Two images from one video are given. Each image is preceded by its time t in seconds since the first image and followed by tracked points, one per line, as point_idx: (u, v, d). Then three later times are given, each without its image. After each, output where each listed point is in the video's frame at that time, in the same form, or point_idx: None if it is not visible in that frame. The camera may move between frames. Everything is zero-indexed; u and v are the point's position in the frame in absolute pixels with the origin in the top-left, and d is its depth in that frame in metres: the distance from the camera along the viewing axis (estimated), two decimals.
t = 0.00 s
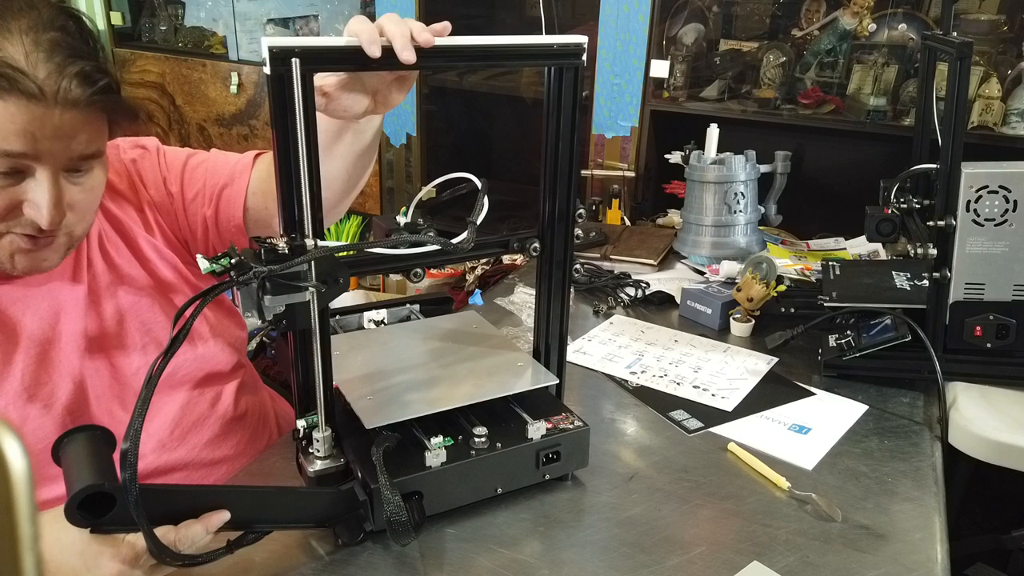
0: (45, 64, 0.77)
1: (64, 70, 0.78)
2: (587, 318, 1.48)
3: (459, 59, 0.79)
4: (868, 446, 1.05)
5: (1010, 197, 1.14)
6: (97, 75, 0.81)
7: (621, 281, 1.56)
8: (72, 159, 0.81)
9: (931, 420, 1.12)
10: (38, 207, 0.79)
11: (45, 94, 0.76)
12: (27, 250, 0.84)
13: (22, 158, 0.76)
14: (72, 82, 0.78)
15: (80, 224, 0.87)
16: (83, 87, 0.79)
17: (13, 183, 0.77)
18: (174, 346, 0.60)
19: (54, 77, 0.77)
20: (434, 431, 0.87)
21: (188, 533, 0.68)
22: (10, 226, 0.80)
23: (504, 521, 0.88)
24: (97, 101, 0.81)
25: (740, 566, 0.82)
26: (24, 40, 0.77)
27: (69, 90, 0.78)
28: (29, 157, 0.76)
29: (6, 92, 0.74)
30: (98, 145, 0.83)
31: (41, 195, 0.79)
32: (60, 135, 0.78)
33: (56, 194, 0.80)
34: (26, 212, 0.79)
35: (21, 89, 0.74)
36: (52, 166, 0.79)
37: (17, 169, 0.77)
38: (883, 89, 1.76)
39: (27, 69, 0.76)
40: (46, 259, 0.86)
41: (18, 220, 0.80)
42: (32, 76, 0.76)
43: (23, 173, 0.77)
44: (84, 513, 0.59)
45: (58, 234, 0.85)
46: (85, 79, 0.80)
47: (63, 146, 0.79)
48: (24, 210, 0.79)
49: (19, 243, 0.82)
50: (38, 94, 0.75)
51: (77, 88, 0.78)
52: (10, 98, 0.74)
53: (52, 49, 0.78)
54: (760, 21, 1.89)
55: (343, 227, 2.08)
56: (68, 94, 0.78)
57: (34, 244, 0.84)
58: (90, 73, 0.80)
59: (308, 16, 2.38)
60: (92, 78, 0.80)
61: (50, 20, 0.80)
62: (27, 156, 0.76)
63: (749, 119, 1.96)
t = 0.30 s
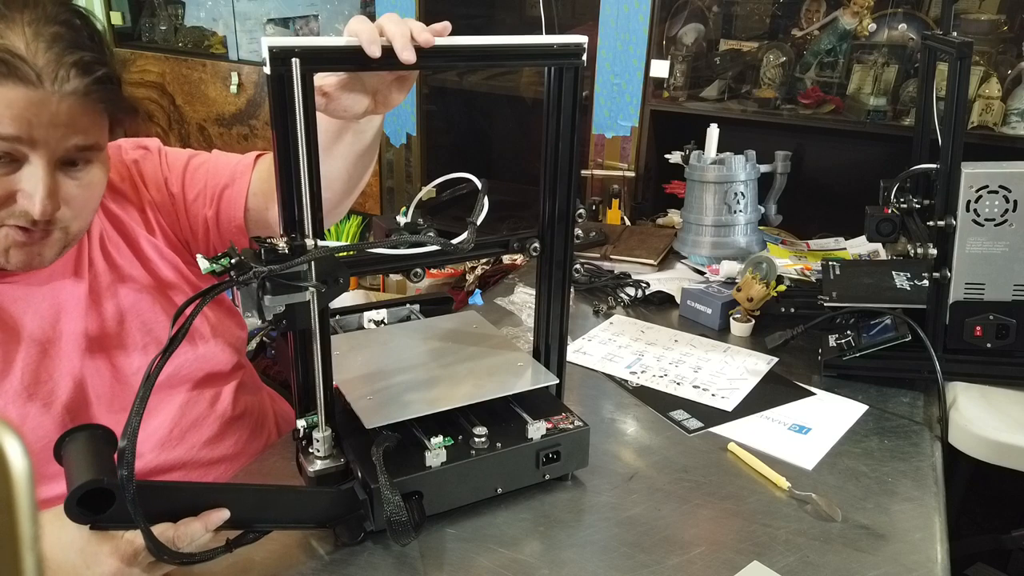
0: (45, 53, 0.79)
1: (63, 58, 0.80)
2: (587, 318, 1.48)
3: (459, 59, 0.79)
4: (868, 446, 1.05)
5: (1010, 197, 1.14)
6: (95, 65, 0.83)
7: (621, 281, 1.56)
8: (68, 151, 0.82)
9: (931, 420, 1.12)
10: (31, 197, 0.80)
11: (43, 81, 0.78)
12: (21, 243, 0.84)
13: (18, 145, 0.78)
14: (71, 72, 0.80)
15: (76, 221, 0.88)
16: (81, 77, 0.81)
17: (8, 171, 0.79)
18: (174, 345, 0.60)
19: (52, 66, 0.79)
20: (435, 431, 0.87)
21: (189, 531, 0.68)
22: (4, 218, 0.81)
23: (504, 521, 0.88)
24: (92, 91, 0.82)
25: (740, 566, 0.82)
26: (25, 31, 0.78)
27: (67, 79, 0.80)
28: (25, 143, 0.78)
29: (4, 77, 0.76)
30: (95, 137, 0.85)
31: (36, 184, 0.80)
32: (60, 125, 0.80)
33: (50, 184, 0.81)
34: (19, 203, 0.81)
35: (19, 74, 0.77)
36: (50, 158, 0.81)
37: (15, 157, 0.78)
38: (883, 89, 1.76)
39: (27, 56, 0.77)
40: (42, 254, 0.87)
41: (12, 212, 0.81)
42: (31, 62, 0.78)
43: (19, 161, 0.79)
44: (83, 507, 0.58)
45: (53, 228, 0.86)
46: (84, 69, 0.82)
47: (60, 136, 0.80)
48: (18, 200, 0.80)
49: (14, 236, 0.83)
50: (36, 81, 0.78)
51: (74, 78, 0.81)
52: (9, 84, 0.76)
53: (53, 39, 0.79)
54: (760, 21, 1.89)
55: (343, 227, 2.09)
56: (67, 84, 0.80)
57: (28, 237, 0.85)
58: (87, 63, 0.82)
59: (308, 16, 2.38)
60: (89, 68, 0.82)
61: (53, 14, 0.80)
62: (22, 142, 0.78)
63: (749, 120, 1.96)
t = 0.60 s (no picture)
0: (52, 44, 0.80)
1: (69, 49, 0.81)
2: (587, 318, 1.48)
3: (459, 59, 0.79)
4: (868, 446, 1.05)
5: (1010, 197, 1.14)
6: (100, 56, 0.84)
7: (621, 281, 1.56)
8: (74, 143, 0.83)
9: (931, 420, 1.12)
10: (40, 189, 0.81)
11: (51, 71, 0.79)
12: (30, 237, 0.84)
13: (26, 134, 0.78)
14: (79, 63, 0.81)
15: (82, 217, 0.88)
16: (87, 68, 0.82)
17: (15, 164, 0.79)
18: (174, 344, 0.60)
19: (59, 57, 0.80)
20: (435, 431, 0.87)
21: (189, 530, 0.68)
22: (13, 213, 0.81)
23: (504, 521, 0.88)
24: (98, 82, 0.83)
25: (740, 566, 0.82)
26: (33, 24, 0.80)
27: (74, 70, 0.81)
28: (33, 134, 0.79)
29: (13, 68, 0.77)
30: (100, 129, 0.85)
31: (43, 176, 0.81)
32: (69, 115, 0.81)
33: (58, 176, 0.82)
34: (28, 196, 0.81)
35: (26, 64, 0.77)
36: (58, 150, 0.82)
37: (23, 150, 0.79)
38: (883, 89, 1.76)
39: (35, 47, 0.79)
40: (49, 246, 0.87)
41: (20, 206, 0.81)
42: (40, 54, 0.79)
43: (28, 154, 0.80)
44: (82, 507, 0.58)
45: (62, 223, 0.86)
46: (89, 60, 0.83)
47: (68, 126, 0.81)
48: (26, 193, 0.81)
49: (24, 230, 0.83)
50: (43, 72, 0.79)
51: (81, 69, 0.82)
52: (19, 75, 0.77)
53: (59, 33, 0.81)
54: (760, 21, 1.89)
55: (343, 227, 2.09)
56: (74, 75, 0.81)
57: (38, 231, 0.85)
58: (93, 54, 0.83)
59: (308, 16, 2.38)
60: (95, 59, 0.83)
61: (58, 9, 0.83)
62: (30, 133, 0.78)
63: (749, 119, 1.96)
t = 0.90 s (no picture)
0: (61, 30, 0.80)
1: (77, 35, 0.81)
2: (587, 318, 1.48)
3: (459, 59, 0.79)
4: (868, 446, 1.05)
5: (1010, 197, 1.14)
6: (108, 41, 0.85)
7: (621, 280, 1.56)
8: (86, 126, 0.83)
9: (931, 420, 1.12)
10: (51, 175, 0.81)
11: (61, 57, 0.79)
12: (42, 226, 0.84)
13: (36, 119, 0.78)
14: (88, 49, 0.82)
15: (92, 205, 0.88)
16: (96, 54, 0.83)
17: (26, 150, 0.79)
18: (174, 344, 0.60)
19: (69, 42, 0.80)
20: (435, 431, 0.87)
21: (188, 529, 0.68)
22: (23, 201, 0.81)
23: (504, 521, 0.88)
24: (107, 67, 0.84)
25: (740, 566, 0.82)
26: (42, 10, 0.80)
27: (84, 55, 0.82)
28: (44, 118, 0.79)
29: (26, 52, 0.77)
30: (109, 115, 0.85)
31: (53, 162, 0.81)
32: (81, 101, 0.81)
33: (68, 161, 0.82)
34: (40, 181, 0.81)
35: (37, 48, 0.78)
36: (70, 135, 0.82)
37: (33, 136, 0.79)
38: (883, 89, 1.76)
39: (45, 31, 0.79)
40: (59, 237, 0.87)
41: (31, 195, 0.81)
42: (51, 39, 0.79)
43: (38, 139, 0.80)
44: (84, 506, 0.58)
45: (73, 212, 0.86)
46: (97, 46, 0.83)
47: (79, 111, 0.81)
48: (37, 180, 0.81)
49: (35, 218, 0.83)
50: (54, 56, 0.79)
51: (91, 55, 0.82)
52: (30, 59, 0.77)
53: (67, 19, 0.81)
54: (760, 21, 1.89)
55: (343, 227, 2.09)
56: (85, 59, 0.82)
57: (50, 219, 0.85)
58: (101, 40, 0.84)
59: (308, 17, 2.38)
60: (103, 44, 0.84)
61: None
62: (41, 117, 0.78)
63: (749, 119, 1.96)
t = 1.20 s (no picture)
0: (75, 35, 0.82)
1: (89, 41, 0.82)
2: (587, 318, 1.48)
3: (459, 59, 0.79)
4: (868, 446, 1.05)
5: (1010, 197, 1.14)
6: (118, 48, 0.86)
7: (621, 281, 1.56)
8: (91, 130, 0.83)
9: (931, 420, 1.12)
10: (55, 177, 0.80)
11: (72, 62, 0.80)
12: (45, 228, 0.84)
13: (44, 123, 0.79)
14: (99, 53, 0.83)
15: (95, 209, 0.88)
16: (107, 59, 0.84)
17: (33, 152, 0.79)
18: (175, 345, 0.60)
19: (81, 47, 0.82)
20: (435, 431, 0.87)
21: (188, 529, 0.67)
22: (26, 202, 0.81)
23: (504, 521, 0.88)
24: (118, 73, 0.85)
25: (740, 566, 0.82)
26: (58, 17, 0.82)
27: (95, 60, 0.82)
28: (51, 119, 0.79)
29: (37, 54, 0.78)
30: (115, 121, 0.85)
31: (59, 165, 0.80)
32: (87, 104, 0.81)
33: (73, 164, 0.82)
34: (43, 182, 0.81)
35: (51, 52, 0.79)
36: (76, 138, 0.82)
37: (41, 138, 0.79)
38: (883, 89, 1.76)
39: (60, 36, 0.80)
40: (63, 241, 0.87)
41: (33, 196, 0.81)
42: (65, 45, 0.80)
43: (44, 142, 0.80)
44: (84, 505, 0.58)
45: (77, 216, 0.86)
46: (109, 51, 0.84)
47: (85, 114, 0.81)
48: (41, 181, 0.80)
49: (38, 221, 0.83)
50: (66, 60, 0.80)
51: (101, 60, 0.83)
52: (39, 60, 0.78)
53: (81, 25, 0.83)
54: (760, 21, 1.89)
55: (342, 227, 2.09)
56: (95, 65, 0.82)
57: (53, 221, 0.84)
58: (111, 47, 0.85)
59: (308, 16, 2.38)
60: (114, 51, 0.85)
61: (79, 7, 0.84)
62: (49, 118, 0.79)
63: (749, 119, 1.96)
